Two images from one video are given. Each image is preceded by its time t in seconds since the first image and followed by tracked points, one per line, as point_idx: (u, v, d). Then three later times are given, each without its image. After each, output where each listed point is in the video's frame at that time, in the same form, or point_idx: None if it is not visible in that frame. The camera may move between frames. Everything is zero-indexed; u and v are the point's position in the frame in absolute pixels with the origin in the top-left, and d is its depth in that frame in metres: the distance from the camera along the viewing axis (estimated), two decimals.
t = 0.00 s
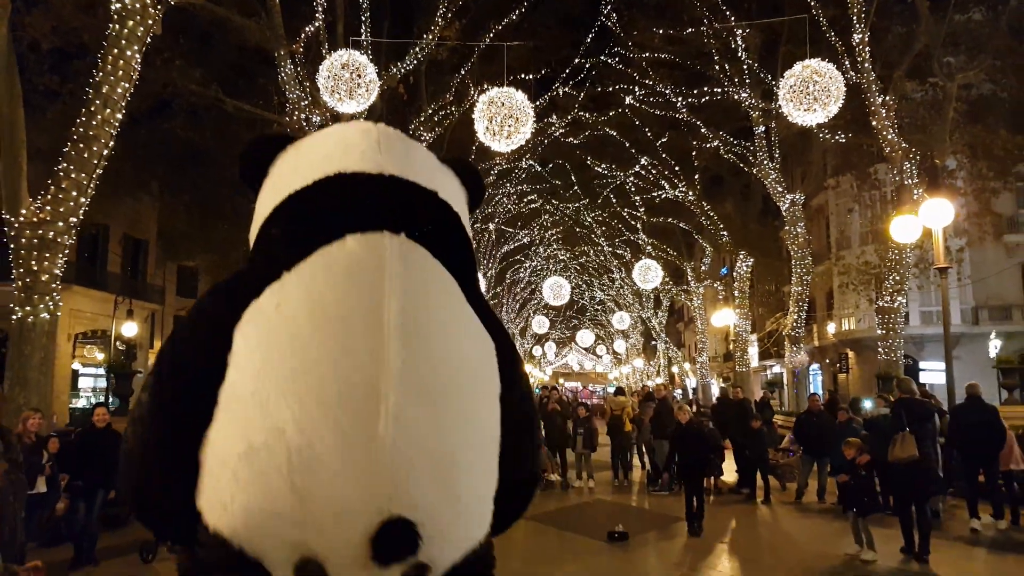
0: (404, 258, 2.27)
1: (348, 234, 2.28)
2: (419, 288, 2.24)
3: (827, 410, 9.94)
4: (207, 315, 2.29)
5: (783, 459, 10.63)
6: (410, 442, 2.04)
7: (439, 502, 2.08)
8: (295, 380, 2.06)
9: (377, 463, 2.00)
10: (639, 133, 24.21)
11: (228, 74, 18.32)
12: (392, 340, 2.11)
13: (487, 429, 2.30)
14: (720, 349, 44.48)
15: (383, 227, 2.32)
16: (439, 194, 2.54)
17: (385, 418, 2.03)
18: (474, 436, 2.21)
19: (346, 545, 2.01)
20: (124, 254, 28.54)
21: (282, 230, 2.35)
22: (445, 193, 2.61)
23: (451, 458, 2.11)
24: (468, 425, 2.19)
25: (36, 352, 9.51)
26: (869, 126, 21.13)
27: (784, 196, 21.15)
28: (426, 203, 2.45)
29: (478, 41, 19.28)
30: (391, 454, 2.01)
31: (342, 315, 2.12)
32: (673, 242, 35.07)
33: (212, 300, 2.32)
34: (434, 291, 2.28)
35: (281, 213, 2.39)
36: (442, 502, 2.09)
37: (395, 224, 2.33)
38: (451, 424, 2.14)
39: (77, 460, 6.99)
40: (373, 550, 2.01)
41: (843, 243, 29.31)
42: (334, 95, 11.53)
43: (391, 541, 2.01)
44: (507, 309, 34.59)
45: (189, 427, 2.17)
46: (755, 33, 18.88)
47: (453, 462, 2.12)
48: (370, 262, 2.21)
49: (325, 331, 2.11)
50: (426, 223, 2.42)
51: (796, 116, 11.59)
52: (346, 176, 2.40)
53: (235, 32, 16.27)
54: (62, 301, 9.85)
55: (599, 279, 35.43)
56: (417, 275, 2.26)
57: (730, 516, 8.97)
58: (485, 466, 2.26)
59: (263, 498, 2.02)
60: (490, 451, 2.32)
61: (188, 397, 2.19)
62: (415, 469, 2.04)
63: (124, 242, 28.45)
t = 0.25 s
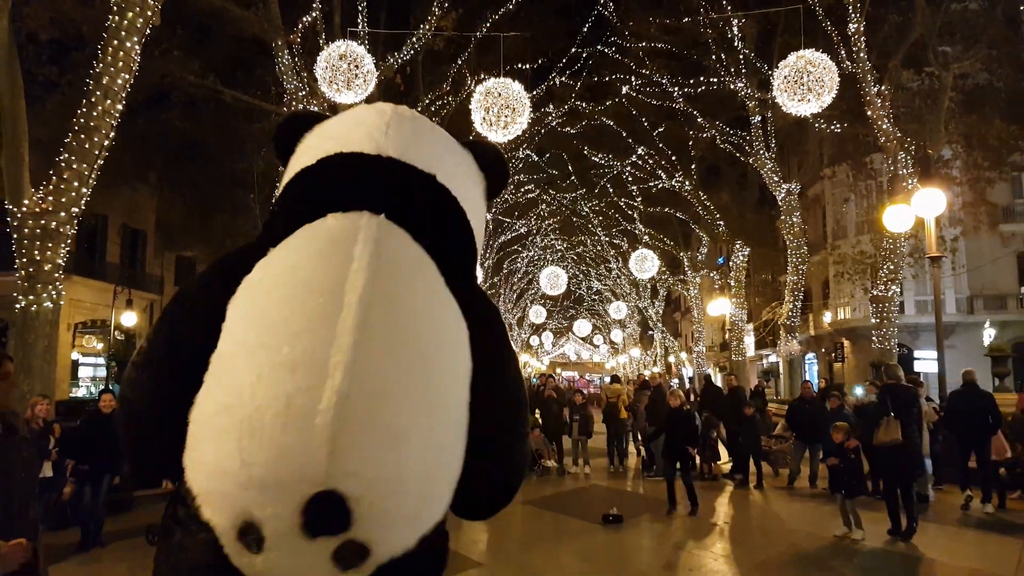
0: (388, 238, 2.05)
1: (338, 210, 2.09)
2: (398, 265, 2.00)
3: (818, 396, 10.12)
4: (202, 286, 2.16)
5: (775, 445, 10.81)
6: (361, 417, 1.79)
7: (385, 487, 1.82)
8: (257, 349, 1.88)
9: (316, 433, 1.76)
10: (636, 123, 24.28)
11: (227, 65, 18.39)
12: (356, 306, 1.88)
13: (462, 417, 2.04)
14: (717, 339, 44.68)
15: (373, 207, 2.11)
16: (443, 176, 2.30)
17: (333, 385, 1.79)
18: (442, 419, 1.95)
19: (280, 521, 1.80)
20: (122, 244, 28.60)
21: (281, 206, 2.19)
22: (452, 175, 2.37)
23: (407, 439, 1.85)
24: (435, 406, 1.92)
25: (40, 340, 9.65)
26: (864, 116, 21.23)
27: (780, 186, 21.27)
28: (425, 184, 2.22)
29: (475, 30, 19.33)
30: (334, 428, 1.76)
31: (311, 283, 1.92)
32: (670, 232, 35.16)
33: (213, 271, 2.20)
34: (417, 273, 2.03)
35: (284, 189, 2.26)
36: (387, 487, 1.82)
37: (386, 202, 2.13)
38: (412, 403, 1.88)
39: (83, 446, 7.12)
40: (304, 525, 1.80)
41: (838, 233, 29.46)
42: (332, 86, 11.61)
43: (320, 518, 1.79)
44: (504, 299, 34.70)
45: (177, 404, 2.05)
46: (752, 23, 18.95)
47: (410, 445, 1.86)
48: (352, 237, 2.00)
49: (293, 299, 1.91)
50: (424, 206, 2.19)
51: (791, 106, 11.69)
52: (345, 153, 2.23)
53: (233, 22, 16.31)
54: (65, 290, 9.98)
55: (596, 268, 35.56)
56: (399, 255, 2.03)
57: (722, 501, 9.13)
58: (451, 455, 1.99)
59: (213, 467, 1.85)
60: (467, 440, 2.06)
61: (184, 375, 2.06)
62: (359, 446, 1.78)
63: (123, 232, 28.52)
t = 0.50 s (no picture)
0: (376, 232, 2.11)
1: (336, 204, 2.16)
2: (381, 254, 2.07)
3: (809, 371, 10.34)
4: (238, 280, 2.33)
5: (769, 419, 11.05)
6: (311, 390, 1.85)
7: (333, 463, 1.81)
8: (242, 332, 2.01)
9: (268, 406, 1.83)
10: (636, 100, 24.50)
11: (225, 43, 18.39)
12: (322, 289, 1.96)
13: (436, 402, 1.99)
14: (716, 316, 44.84)
15: (371, 199, 2.17)
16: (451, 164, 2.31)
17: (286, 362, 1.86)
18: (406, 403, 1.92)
19: (241, 501, 1.82)
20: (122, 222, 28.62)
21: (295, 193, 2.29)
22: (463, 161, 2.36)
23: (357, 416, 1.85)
24: (396, 387, 1.91)
25: (47, 318, 9.84)
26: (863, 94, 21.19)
27: (779, 164, 21.09)
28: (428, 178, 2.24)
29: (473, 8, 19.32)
30: (280, 409, 1.81)
31: (293, 269, 2.04)
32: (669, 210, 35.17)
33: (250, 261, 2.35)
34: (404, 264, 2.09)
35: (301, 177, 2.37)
36: (336, 464, 1.81)
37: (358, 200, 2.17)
38: (367, 380, 1.89)
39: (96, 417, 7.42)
40: (259, 502, 1.81)
41: (837, 210, 29.48)
42: (331, 66, 11.66)
43: (272, 493, 1.80)
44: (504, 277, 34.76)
45: (202, 378, 2.24)
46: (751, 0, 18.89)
47: (353, 427, 1.83)
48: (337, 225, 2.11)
49: (275, 285, 2.03)
50: (425, 202, 2.19)
51: (788, 85, 11.76)
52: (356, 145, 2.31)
53: None
54: (70, 269, 10.12)
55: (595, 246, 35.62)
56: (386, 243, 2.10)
57: (714, 474, 9.32)
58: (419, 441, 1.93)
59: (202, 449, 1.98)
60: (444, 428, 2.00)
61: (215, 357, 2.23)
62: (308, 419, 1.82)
63: (123, 211, 28.54)
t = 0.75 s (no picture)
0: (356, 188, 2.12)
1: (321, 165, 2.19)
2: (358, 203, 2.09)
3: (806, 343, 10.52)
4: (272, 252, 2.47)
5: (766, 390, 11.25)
6: (298, 339, 1.98)
7: (318, 402, 1.92)
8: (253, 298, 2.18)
9: (264, 359, 2.00)
10: (637, 72, 24.77)
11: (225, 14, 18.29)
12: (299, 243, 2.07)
13: (422, 337, 2.02)
14: (716, 290, 44.94)
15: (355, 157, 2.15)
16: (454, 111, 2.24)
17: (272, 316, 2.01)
18: (388, 336, 1.98)
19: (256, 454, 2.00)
20: (124, 195, 28.63)
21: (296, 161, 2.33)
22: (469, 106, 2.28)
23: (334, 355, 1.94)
24: (370, 324, 1.98)
25: (55, 290, 9.97)
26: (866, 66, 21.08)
27: (781, 136, 20.97)
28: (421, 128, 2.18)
29: None
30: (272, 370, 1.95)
31: (281, 230, 2.15)
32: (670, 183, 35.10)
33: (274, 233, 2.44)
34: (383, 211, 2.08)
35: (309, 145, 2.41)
36: (321, 402, 1.92)
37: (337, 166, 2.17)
38: (344, 321, 1.97)
39: (107, 384, 7.59)
40: (265, 446, 1.97)
41: (839, 183, 29.43)
42: (333, 38, 11.64)
43: (277, 437, 1.94)
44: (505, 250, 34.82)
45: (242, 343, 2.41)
46: None
47: (332, 380, 1.93)
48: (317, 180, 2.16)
49: (271, 248, 2.17)
50: (422, 162, 2.12)
51: (790, 58, 11.76)
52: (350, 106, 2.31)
53: None
54: (77, 241, 10.22)
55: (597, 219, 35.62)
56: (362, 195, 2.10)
57: (711, 443, 9.49)
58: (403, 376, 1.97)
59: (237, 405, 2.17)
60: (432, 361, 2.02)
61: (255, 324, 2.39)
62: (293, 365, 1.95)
63: (124, 184, 28.54)
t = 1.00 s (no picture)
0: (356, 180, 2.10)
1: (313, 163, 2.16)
2: (361, 193, 2.08)
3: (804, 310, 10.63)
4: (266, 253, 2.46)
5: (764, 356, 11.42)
6: (335, 331, 2.03)
7: (371, 384, 2.00)
8: (270, 299, 2.19)
9: (305, 355, 2.04)
10: (638, 37, 24.52)
11: None
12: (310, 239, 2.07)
13: (448, 308, 2.09)
14: (717, 258, 45.03)
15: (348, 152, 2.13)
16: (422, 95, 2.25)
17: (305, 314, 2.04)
18: (422, 315, 2.04)
19: (314, 443, 2.08)
20: (125, 163, 28.61)
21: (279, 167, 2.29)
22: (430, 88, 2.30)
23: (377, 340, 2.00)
24: (403, 305, 2.03)
25: (61, 259, 10.09)
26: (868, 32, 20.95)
27: (783, 102, 20.84)
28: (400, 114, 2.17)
29: None
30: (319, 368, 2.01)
31: (288, 231, 2.14)
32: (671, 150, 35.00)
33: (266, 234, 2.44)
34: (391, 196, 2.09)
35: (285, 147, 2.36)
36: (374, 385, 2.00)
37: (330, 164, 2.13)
38: (377, 305, 2.02)
39: (118, 350, 7.74)
40: (326, 433, 2.04)
41: (841, 149, 29.36)
42: (333, 6, 11.60)
43: (337, 421, 2.02)
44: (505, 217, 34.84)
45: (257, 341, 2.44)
46: None
47: (377, 373, 2.00)
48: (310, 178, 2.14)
49: (281, 249, 2.16)
50: (412, 155, 2.12)
51: (791, 25, 11.71)
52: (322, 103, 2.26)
53: None
54: (81, 210, 10.32)
55: (597, 186, 35.60)
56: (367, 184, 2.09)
57: (709, 408, 9.68)
58: (440, 345, 2.05)
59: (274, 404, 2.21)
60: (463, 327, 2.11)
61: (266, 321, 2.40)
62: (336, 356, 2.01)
63: (125, 152, 28.49)
